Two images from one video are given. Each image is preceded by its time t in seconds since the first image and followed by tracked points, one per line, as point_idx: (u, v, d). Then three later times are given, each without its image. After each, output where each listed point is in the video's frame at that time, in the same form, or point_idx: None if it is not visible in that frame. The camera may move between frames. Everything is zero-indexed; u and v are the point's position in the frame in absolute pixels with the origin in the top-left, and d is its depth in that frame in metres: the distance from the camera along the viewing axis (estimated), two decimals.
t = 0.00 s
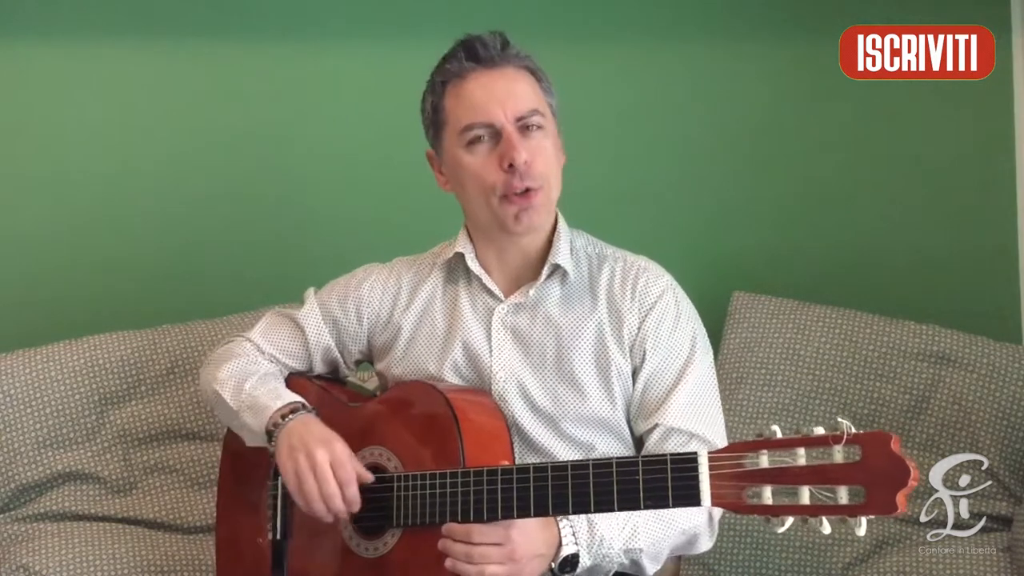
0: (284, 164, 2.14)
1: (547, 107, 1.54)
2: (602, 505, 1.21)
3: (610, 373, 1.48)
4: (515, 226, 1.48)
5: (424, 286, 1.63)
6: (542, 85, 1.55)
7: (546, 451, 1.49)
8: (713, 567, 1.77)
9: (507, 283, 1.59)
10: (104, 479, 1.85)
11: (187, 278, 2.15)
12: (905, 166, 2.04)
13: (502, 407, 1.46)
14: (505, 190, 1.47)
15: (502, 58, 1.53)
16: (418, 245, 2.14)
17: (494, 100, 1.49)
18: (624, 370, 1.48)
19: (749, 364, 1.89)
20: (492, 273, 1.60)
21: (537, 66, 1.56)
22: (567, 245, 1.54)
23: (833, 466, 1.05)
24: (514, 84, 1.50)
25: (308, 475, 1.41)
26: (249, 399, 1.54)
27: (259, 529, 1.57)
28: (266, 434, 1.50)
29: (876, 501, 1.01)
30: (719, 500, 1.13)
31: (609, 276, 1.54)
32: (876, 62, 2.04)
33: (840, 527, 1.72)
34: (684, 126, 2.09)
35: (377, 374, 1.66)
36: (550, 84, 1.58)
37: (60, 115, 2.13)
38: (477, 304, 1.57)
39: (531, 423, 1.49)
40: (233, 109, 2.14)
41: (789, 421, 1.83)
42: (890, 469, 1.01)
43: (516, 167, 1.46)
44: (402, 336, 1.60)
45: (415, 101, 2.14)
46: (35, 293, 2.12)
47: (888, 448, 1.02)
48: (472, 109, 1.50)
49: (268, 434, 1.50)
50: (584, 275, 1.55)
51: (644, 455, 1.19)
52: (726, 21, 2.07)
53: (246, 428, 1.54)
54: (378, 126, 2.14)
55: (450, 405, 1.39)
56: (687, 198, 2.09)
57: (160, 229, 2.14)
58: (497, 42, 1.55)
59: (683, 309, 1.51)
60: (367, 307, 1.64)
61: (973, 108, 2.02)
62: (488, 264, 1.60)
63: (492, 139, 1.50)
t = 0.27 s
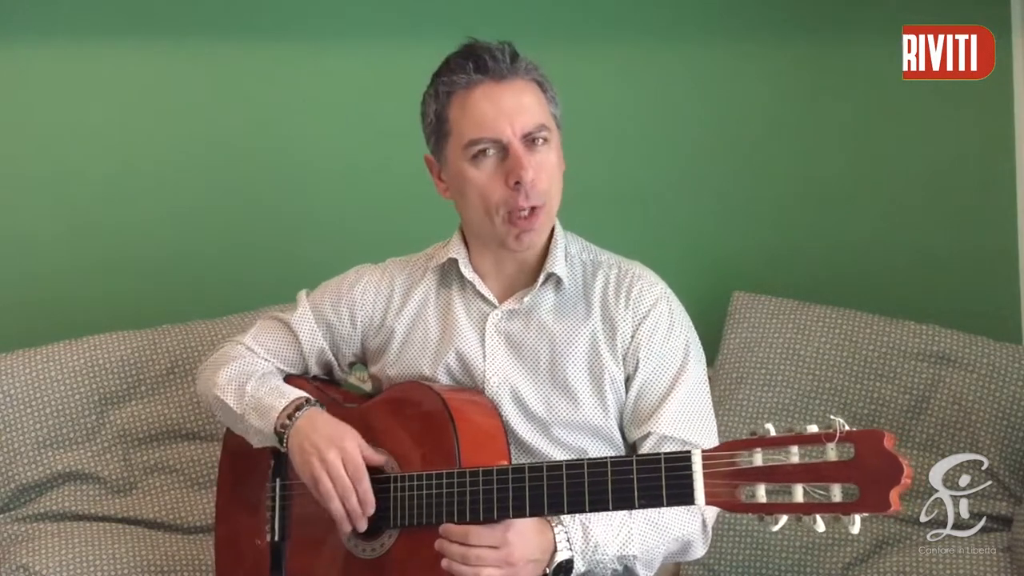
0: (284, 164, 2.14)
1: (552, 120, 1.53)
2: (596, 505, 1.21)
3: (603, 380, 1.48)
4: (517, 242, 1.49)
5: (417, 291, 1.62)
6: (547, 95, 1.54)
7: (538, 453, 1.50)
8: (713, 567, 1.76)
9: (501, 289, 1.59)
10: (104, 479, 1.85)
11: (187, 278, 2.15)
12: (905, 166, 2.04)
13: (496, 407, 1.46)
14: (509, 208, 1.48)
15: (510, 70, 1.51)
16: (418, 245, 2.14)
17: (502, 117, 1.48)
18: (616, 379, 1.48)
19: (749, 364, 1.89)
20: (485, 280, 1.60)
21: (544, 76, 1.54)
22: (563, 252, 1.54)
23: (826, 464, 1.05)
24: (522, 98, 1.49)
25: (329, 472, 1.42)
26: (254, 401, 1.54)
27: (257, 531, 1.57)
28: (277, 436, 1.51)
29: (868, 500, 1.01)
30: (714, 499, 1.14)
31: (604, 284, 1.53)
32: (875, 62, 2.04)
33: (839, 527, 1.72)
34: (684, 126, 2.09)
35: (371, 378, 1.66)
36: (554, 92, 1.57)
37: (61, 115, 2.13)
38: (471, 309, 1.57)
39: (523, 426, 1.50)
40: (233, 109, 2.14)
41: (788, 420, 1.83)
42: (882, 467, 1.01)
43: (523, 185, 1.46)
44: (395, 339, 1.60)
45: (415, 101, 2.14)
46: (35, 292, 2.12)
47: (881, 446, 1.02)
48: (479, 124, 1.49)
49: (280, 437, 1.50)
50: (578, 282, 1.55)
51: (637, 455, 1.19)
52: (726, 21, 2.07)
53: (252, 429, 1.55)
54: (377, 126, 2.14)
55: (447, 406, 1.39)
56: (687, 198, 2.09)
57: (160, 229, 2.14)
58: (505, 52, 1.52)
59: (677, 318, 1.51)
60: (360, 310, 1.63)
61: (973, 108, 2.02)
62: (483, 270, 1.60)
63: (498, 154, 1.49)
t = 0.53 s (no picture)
0: (284, 164, 2.14)
1: (547, 120, 1.52)
2: (593, 506, 1.21)
3: (599, 383, 1.48)
4: (507, 243, 1.49)
5: (412, 291, 1.62)
6: (544, 96, 1.53)
7: (534, 454, 1.50)
8: (713, 567, 1.76)
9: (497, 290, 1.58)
10: (104, 479, 1.85)
11: (187, 278, 2.15)
12: (905, 166, 2.04)
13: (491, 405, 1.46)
14: (499, 208, 1.47)
15: (504, 70, 1.50)
16: (418, 245, 2.14)
17: (493, 116, 1.48)
18: (612, 379, 1.48)
19: (749, 364, 1.89)
20: (480, 280, 1.59)
21: (541, 77, 1.53)
22: (558, 252, 1.54)
23: (822, 465, 1.05)
24: (515, 98, 1.48)
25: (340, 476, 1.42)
26: (257, 410, 1.54)
27: (257, 531, 1.57)
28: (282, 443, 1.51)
29: (866, 501, 1.02)
30: (710, 501, 1.14)
31: (598, 285, 1.53)
32: (875, 62, 2.04)
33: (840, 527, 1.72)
34: (684, 126, 2.09)
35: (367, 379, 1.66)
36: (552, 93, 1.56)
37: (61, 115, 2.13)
38: (466, 310, 1.57)
39: (519, 427, 1.50)
40: (233, 109, 2.14)
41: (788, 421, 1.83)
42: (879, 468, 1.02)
43: (511, 185, 1.46)
44: (391, 340, 1.60)
45: (414, 101, 2.14)
46: (36, 292, 2.12)
47: (877, 447, 1.02)
48: (470, 123, 1.49)
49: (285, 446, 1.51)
50: (573, 283, 1.55)
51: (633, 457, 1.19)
52: (726, 21, 2.07)
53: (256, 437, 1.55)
54: (377, 126, 2.14)
55: (443, 406, 1.39)
56: (687, 198, 2.09)
57: (161, 229, 2.14)
58: (501, 52, 1.52)
59: (673, 317, 1.50)
60: (356, 312, 1.63)
61: (973, 108, 2.02)
62: (477, 270, 1.59)
63: (488, 153, 1.49)
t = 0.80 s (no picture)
0: (284, 165, 2.14)
1: (539, 109, 1.52)
2: (589, 508, 1.21)
3: (596, 374, 1.47)
4: (477, 223, 1.48)
5: (409, 288, 1.62)
6: (541, 85, 1.53)
7: (531, 451, 1.49)
8: (713, 567, 1.76)
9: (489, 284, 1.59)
10: (104, 479, 1.86)
11: (188, 278, 2.15)
12: (905, 166, 2.04)
13: (487, 401, 1.46)
14: (471, 186, 1.48)
15: (499, 56, 1.52)
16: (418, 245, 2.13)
17: (479, 96, 1.49)
18: (608, 372, 1.48)
19: (749, 364, 1.89)
20: (475, 274, 1.60)
21: (539, 67, 1.54)
22: (551, 245, 1.54)
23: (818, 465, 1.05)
24: (504, 83, 1.49)
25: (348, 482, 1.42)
26: (260, 419, 1.54)
27: (255, 532, 1.57)
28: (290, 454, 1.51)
29: (860, 502, 1.01)
30: (706, 502, 1.14)
31: (594, 278, 1.53)
32: (875, 63, 2.04)
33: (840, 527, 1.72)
34: (684, 126, 2.09)
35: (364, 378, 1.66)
36: (553, 85, 1.56)
37: (61, 115, 2.13)
38: (462, 305, 1.57)
39: (516, 423, 1.49)
40: (232, 109, 2.14)
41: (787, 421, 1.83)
42: (874, 469, 1.01)
43: (484, 165, 1.46)
44: (389, 338, 1.60)
45: (414, 101, 2.14)
46: (36, 292, 2.13)
47: (873, 448, 1.02)
48: (456, 102, 1.50)
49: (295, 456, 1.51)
50: (568, 275, 1.55)
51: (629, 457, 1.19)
52: (725, 21, 2.07)
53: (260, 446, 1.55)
54: (377, 126, 2.14)
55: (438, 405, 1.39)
56: (687, 199, 2.09)
57: (161, 229, 2.14)
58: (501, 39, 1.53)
59: (669, 309, 1.51)
60: (354, 309, 1.63)
61: (973, 109, 2.02)
62: (467, 258, 1.59)
63: (470, 133, 1.50)
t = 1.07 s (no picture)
0: (284, 165, 2.15)
1: (551, 102, 1.55)
2: (587, 506, 1.21)
3: (594, 373, 1.47)
4: (487, 203, 1.48)
5: (407, 284, 1.63)
6: (553, 81, 1.57)
7: (526, 449, 1.49)
8: (713, 568, 1.76)
9: (489, 279, 1.60)
10: (104, 479, 1.86)
11: (188, 278, 2.15)
12: (906, 166, 2.04)
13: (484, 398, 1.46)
14: (485, 165, 1.48)
15: (517, 47, 1.56)
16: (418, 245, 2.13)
17: (496, 81, 1.52)
18: (606, 370, 1.48)
19: (749, 364, 1.89)
20: (473, 268, 1.60)
21: (551, 65, 1.58)
22: (549, 242, 1.55)
23: (813, 462, 1.05)
24: (522, 72, 1.53)
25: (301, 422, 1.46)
26: (229, 380, 1.56)
27: (253, 533, 1.57)
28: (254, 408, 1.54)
29: (857, 498, 1.01)
30: (702, 499, 1.14)
31: (592, 278, 1.54)
32: (875, 63, 2.04)
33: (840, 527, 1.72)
34: (684, 126, 2.09)
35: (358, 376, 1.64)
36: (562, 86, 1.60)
37: (61, 116, 2.13)
38: (460, 300, 1.57)
39: (511, 421, 1.49)
40: (233, 110, 2.14)
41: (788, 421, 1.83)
42: (871, 466, 1.01)
43: (501, 143, 1.47)
44: (385, 331, 1.60)
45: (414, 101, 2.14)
46: (36, 293, 2.13)
47: (868, 444, 1.01)
48: (474, 86, 1.53)
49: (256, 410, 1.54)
50: (566, 274, 1.56)
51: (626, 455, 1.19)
52: (726, 21, 2.07)
53: (234, 409, 1.56)
54: (377, 126, 2.14)
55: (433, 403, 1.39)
56: (687, 198, 2.09)
57: (162, 230, 2.14)
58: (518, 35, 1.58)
59: (669, 308, 1.51)
60: (348, 304, 1.64)
61: (973, 109, 2.02)
62: (466, 248, 1.60)
63: (485, 116, 1.52)
